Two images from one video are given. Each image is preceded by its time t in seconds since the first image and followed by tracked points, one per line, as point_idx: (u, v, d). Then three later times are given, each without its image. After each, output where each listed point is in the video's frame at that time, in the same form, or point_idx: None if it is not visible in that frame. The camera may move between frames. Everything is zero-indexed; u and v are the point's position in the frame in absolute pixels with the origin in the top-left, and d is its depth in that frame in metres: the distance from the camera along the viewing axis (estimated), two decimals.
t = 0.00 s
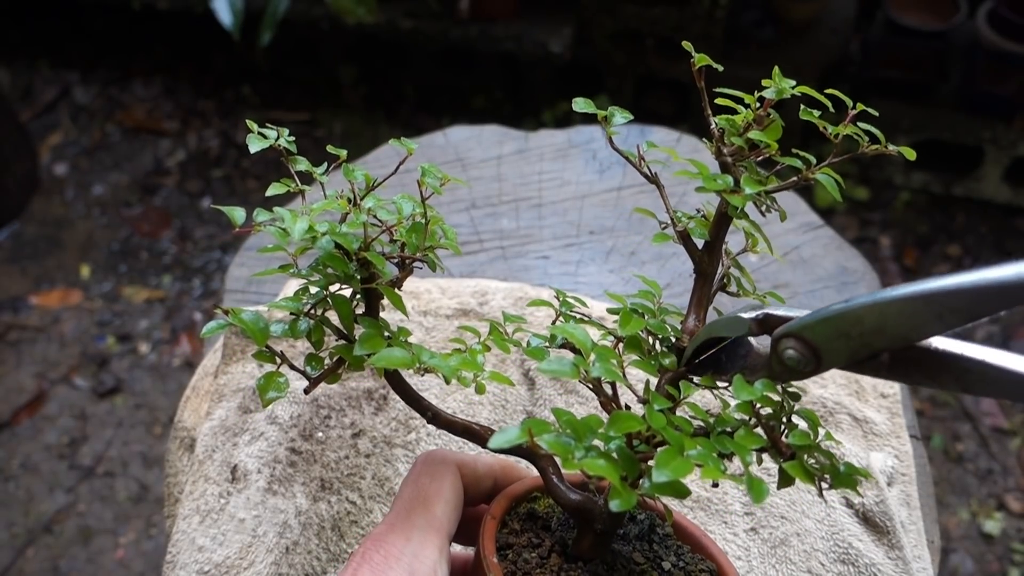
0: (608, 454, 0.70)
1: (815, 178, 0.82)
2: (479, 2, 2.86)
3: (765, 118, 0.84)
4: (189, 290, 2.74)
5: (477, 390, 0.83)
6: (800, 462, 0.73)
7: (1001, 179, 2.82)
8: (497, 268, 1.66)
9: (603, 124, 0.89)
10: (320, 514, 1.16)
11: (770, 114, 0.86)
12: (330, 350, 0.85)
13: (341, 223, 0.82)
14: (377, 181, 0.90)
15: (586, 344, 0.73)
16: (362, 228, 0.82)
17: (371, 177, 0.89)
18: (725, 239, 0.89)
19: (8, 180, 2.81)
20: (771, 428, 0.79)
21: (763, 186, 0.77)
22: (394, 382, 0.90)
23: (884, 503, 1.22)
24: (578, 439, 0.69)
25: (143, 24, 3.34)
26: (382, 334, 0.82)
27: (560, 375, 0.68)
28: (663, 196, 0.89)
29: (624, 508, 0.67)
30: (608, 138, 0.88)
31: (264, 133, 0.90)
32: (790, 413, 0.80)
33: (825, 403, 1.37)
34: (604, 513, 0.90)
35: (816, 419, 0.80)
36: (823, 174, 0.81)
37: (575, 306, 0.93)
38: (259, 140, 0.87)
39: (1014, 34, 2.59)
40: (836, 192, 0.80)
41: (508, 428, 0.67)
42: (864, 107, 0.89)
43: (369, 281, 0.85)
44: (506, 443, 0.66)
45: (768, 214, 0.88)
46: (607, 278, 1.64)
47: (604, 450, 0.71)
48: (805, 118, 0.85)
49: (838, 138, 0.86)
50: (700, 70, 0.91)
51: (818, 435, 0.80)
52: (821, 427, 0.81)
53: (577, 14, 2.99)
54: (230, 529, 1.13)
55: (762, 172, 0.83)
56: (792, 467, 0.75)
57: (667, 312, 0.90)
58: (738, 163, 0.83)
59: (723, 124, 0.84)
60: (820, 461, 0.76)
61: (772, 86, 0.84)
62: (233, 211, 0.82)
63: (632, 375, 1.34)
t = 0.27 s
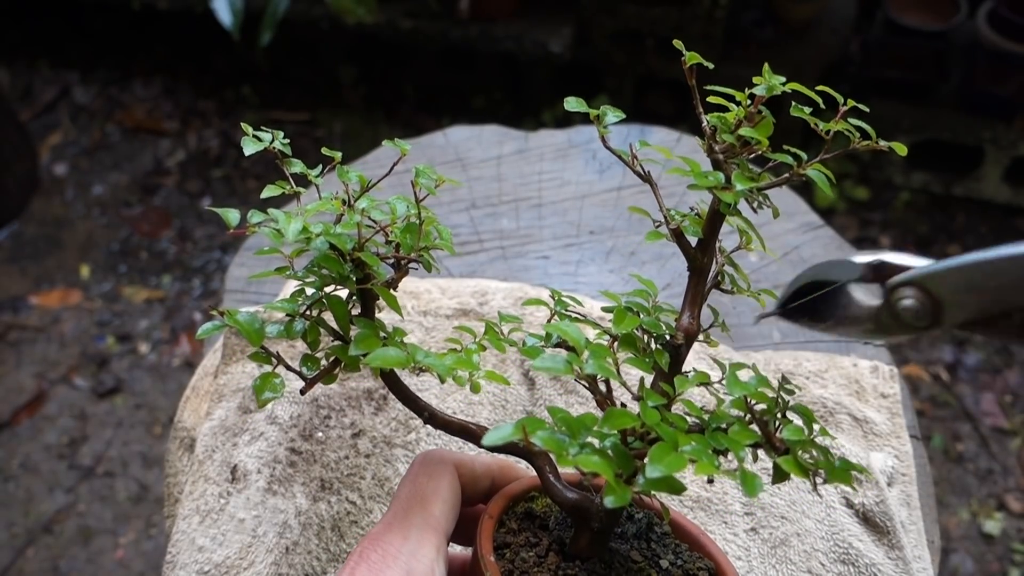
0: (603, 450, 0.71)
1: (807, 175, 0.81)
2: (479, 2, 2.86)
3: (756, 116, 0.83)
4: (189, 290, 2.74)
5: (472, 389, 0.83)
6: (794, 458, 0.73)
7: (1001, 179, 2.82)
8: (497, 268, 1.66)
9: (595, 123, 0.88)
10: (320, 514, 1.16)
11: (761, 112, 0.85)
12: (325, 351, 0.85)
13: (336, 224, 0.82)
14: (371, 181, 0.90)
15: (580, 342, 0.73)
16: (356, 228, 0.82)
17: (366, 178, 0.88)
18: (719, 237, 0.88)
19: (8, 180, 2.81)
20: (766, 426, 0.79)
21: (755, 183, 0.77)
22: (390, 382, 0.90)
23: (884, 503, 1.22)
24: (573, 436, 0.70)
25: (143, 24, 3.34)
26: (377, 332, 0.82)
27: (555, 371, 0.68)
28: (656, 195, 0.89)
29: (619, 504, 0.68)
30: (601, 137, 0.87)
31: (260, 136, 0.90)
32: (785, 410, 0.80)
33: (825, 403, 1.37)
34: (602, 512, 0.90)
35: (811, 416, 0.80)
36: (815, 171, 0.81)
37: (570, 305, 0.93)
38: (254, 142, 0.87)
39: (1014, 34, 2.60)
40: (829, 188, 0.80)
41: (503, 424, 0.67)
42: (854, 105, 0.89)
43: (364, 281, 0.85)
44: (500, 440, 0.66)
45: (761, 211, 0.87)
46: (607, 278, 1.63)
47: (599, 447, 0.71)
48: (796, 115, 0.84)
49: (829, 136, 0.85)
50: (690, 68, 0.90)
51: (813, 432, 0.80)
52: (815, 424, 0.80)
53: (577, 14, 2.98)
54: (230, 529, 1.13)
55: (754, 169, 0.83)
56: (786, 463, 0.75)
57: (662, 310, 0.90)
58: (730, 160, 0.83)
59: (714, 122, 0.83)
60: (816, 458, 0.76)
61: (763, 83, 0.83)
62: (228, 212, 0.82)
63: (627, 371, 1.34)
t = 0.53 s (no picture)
0: (599, 448, 0.71)
1: (801, 172, 0.81)
2: (479, 2, 2.86)
3: (751, 114, 0.83)
4: (189, 290, 2.74)
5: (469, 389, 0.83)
6: (789, 455, 0.73)
7: (1001, 179, 2.82)
8: (497, 268, 1.66)
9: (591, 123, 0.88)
10: (320, 514, 1.16)
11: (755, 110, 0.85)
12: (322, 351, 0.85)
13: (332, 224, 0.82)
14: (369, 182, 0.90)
15: (575, 340, 0.73)
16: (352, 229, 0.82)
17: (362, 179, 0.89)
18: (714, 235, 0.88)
19: (8, 180, 2.81)
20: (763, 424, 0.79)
21: (750, 180, 0.77)
22: (387, 381, 0.90)
23: (884, 503, 1.22)
24: (568, 434, 0.70)
25: (143, 24, 3.34)
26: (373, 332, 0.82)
27: (550, 368, 0.69)
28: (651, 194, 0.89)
29: (614, 501, 0.67)
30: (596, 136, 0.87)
31: (256, 138, 0.90)
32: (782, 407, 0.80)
33: (825, 403, 1.37)
34: (599, 510, 0.90)
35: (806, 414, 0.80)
36: (809, 168, 0.81)
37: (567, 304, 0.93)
38: (250, 144, 0.87)
39: (1014, 34, 2.60)
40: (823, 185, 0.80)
41: (498, 422, 0.68)
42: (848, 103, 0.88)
43: (361, 281, 0.86)
44: (495, 438, 0.66)
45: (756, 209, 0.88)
46: (607, 277, 1.63)
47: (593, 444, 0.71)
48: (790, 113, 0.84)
49: (823, 133, 0.85)
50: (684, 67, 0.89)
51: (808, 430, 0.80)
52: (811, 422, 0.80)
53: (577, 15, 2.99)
54: (230, 529, 1.13)
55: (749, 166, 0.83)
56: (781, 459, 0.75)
57: (658, 308, 0.90)
58: (725, 157, 0.82)
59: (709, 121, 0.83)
60: (811, 454, 0.76)
61: (756, 81, 0.83)
62: (224, 213, 0.82)
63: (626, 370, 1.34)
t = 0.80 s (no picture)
0: (605, 439, 0.71)
1: (803, 168, 0.81)
2: (478, 2, 2.86)
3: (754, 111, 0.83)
4: (189, 290, 2.74)
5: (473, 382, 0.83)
6: (794, 444, 0.73)
7: (1001, 179, 2.82)
8: (497, 268, 1.66)
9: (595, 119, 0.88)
10: (320, 514, 1.16)
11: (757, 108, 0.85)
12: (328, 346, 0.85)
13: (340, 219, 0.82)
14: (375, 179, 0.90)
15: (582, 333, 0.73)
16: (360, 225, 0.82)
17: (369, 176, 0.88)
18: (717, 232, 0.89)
19: (8, 180, 2.81)
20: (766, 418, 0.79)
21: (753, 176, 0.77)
22: (392, 379, 0.90)
23: (884, 503, 1.22)
24: (576, 423, 0.70)
25: (143, 24, 3.34)
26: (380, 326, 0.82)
27: (557, 358, 0.69)
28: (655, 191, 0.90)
29: (622, 490, 0.68)
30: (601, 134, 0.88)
31: (263, 134, 0.89)
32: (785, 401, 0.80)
33: (825, 403, 1.37)
34: (602, 505, 0.90)
35: (808, 405, 0.80)
36: (812, 164, 0.81)
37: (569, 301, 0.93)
38: (258, 141, 0.86)
39: (1014, 34, 2.60)
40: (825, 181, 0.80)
41: (506, 412, 0.67)
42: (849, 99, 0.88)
43: (367, 276, 0.85)
44: (503, 427, 0.67)
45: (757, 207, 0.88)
46: (607, 277, 1.63)
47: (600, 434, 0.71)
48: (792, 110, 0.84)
49: (825, 130, 0.85)
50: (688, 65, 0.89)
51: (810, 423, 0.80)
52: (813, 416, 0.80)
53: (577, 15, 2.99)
54: (230, 529, 1.13)
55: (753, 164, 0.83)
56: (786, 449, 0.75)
57: (661, 305, 0.90)
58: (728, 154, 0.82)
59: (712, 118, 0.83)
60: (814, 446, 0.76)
61: (759, 79, 0.83)
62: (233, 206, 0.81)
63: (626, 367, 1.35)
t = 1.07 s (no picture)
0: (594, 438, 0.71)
1: (791, 164, 0.81)
2: (478, 2, 2.87)
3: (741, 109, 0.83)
4: (189, 290, 2.74)
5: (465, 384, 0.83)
6: (784, 442, 0.73)
7: (1001, 179, 2.82)
8: (496, 268, 1.66)
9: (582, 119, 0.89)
10: (320, 514, 1.16)
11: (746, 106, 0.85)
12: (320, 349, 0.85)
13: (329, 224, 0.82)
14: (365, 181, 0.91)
15: (571, 333, 0.73)
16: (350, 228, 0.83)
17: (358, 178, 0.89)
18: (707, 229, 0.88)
19: (8, 180, 2.81)
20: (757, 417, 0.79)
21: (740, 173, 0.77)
22: (384, 379, 0.90)
23: (884, 503, 1.22)
24: (565, 424, 0.70)
25: (143, 24, 3.34)
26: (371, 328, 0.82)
27: (545, 360, 0.69)
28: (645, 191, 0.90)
29: (610, 490, 0.68)
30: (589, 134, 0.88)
31: (253, 139, 0.90)
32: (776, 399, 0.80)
33: (825, 403, 1.37)
34: (596, 506, 0.90)
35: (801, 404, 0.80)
36: (799, 161, 0.81)
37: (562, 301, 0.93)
38: (248, 145, 0.87)
39: (1015, 34, 2.60)
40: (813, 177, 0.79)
41: (494, 413, 0.68)
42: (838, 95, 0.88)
43: (358, 279, 0.85)
44: (491, 428, 0.66)
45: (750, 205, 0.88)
46: (607, 277, 1.63)
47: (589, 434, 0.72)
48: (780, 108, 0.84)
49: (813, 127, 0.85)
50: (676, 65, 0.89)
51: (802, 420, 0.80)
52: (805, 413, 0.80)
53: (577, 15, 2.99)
54: (230, 529, 1.13)
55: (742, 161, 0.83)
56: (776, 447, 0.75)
57: (653, 304, 0.90)
58: (715, 152, 0.83)
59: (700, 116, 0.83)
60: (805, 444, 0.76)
61: (745, 76, 0.83)
62: (222, 212, 0.82)
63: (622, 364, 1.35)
